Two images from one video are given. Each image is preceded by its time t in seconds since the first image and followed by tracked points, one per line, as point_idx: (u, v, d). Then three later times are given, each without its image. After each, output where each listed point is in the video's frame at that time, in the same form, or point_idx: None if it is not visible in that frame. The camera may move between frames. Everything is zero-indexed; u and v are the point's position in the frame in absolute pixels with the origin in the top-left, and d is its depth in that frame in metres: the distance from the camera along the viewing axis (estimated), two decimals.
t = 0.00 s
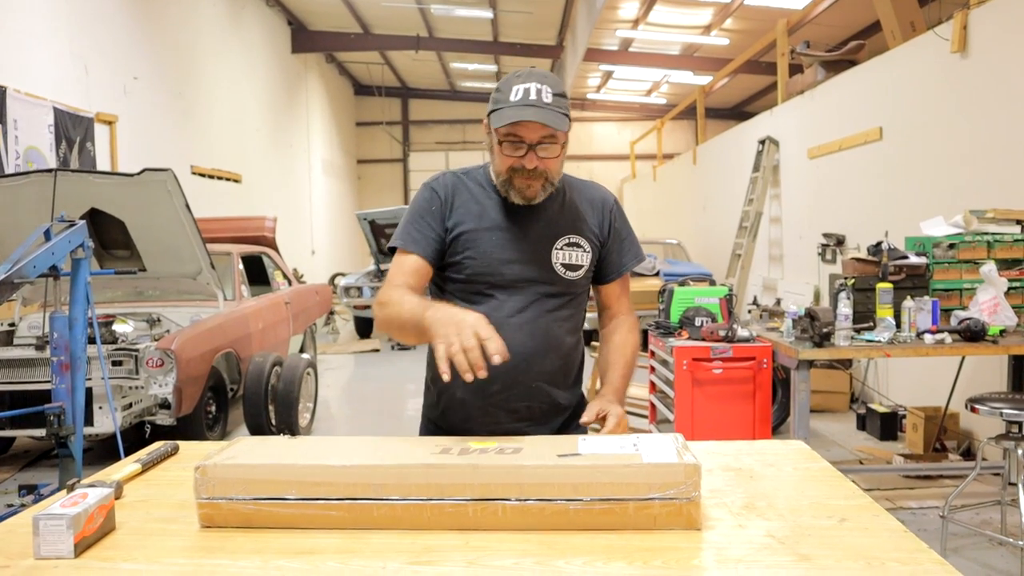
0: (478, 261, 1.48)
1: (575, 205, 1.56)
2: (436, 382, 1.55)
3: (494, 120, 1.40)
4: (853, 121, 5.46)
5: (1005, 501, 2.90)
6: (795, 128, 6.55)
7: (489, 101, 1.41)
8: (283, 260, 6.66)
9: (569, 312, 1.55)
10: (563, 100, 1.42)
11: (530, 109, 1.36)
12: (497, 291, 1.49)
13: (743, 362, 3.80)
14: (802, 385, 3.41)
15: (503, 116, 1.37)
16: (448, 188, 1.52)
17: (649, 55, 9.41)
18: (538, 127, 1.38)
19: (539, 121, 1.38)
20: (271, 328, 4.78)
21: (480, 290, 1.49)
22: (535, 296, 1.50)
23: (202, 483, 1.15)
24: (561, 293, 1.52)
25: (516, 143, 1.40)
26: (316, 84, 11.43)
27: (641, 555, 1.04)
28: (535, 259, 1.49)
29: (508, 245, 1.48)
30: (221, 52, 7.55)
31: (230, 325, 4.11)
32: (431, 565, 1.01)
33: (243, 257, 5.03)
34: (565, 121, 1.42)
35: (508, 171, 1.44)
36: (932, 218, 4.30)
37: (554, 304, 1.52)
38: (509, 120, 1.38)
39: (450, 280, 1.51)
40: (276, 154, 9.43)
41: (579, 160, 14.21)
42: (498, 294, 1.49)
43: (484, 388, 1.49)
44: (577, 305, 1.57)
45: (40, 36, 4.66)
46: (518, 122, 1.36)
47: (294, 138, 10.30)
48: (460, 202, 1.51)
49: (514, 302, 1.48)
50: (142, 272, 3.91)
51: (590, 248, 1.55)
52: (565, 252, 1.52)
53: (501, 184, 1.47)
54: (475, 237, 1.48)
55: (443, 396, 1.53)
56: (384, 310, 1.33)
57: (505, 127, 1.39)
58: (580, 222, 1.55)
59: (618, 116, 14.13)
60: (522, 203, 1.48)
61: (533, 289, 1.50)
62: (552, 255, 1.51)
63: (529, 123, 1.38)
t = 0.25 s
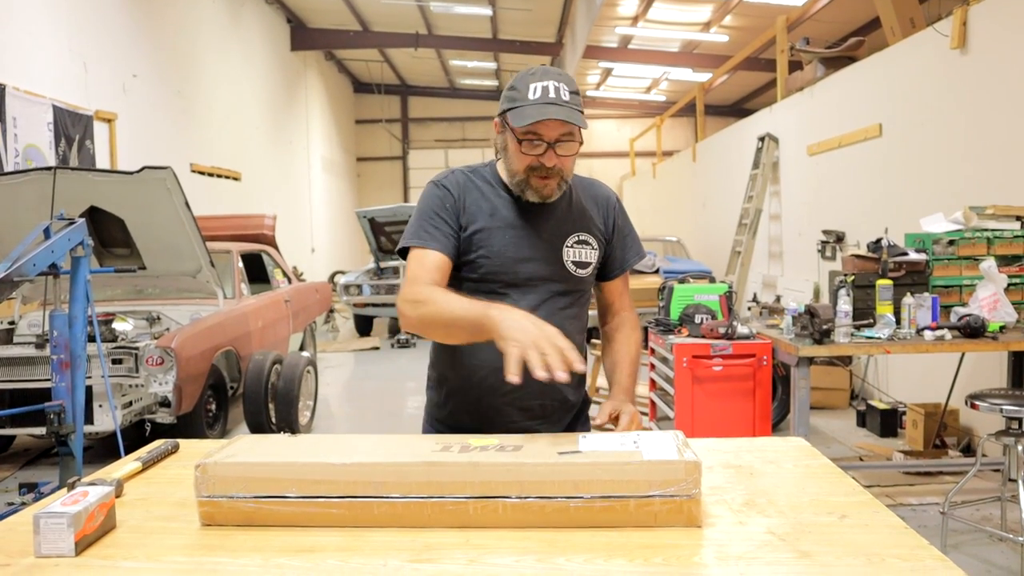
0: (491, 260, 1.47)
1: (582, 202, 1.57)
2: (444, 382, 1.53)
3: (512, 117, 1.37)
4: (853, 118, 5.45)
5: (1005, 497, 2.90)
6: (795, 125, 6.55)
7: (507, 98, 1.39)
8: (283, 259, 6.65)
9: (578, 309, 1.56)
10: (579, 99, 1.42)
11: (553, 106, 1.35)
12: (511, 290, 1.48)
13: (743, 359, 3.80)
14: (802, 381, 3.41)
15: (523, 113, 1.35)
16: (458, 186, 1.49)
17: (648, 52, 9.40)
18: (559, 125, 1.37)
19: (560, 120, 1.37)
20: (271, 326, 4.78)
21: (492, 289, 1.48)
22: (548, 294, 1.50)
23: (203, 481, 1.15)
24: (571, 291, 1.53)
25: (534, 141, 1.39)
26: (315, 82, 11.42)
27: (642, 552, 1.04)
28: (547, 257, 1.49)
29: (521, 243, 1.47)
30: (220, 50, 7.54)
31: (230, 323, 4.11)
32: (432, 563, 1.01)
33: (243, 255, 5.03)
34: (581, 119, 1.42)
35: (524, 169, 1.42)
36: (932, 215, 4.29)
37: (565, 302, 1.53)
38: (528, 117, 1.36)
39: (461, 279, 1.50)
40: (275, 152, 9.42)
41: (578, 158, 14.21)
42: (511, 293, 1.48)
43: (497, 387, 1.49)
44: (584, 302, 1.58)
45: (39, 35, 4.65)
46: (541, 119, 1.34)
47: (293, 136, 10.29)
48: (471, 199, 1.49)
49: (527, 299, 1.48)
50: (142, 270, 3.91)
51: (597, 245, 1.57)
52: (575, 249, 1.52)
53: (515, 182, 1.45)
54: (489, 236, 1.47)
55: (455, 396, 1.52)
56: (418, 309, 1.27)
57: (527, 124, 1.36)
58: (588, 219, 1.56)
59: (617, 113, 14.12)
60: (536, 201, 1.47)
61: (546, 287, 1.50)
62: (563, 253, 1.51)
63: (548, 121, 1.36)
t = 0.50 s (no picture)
0: (495, 264, 1.47)
1: (586, 204, 1.56)
2: (447, 383, 1.55)
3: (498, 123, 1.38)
4: (853, 119, 5.45)
5: (1005, 498, 2.90)
6: (794, 127, 6.55)
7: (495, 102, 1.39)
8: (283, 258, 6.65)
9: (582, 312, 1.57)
10: (569, 102, 1.39)
11: (534, 112, 1.34)
12: (515, 294, 1.49)
13: (742, 360, 3.80)
14: (801, 382, 3.41)
15: (505, 119, 1.35)
16: (462, 188, 1.48)
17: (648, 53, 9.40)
18: (541, 131, 1.35)
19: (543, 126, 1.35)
20: (271, 327, 4.78)
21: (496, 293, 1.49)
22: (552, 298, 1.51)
23: (202, 481, 1.15)
24: (575, 294, 1.54)
25: (519, 146, 1.39)
26: (315, 82, 11.42)
27: (640, 554, 1.04)
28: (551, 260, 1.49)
29: (525, 248, 1.48)
30: (220, 50, 7.54)
31: (229, 323, 4.11)
32: (430, 564, 1.01)
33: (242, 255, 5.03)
34: (570, 124, 1.39)
35: (511, 174, 1.43)
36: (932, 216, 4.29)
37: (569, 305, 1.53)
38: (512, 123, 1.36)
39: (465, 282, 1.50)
40: (275, 152, 9.42)
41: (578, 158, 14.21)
42: (515, 297, 1.49)
43: (500, 390, 1.50)
44: (587, 305, 1.59)
45: (39, 34, 4.65)
46: (520, 126, 1.34)
47: (293, 136, 10.29)
48: (475, 202, 1.48)
49: (531, 303, 1.50)
50: (141, 269, 3.90)
51: (601, 248, 1.56)
52: (579, 253, 1.52)
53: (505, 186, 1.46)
54: (493, 239, 1.47)
55: (458, 398, 1.53)
56: (469, 318, 1.26)
57: (509, 129, 1.37)
58: (592, 221, 1.55)
59: (617, 114, 14.13)
60: (526, 206, 1.47)
61: (550, 291, 1.51)
62: (568, 257, 1.51)
63: (531, 127, 1.35)
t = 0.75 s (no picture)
0: (490, 263, 1.47)
1: (583, 203, 1.55)
2: (447, 382, 1.55)
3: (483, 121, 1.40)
4: (851, 120, 5.46)
5: (1002, 499, 2.90)
6: (793, 128, 6.56)
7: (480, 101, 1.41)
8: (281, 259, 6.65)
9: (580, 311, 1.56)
10: (554, 98, 1.39)
11: (514, 108, 1.35)
12: (510, 293, 1.49)
13: (740, 361, 3.80)
14: (798, 383, 3.40)
15: (488, 116, 1.37)
16: (455, 187, 1.49)
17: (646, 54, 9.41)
18: (523, 128, 1.36)
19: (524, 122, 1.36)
20: (269, 327, 4.78)
21: (491, 292, 1.50)
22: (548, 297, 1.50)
23: (199, 481, 1.15)
24: (573, 293, 1.54)
25: (504, 143, 1.39)
26: (314, 83, 11.42)
27: (637, 554, 1.04)
28: (547, 259, 1.49)
29: (520, 247, 1.48)
30: (219, 50, 7.54)
31: (227, 323, 4.11)
32: (426, 564, 1.01)
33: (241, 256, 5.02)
34: (554, 120, 1.39)
35: (500, 172, 1.43)
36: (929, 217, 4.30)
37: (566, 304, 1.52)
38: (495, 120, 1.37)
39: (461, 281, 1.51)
40: (274, 152, 9.42)
41: (576, 159, 14.22)
42: (511, 296, 1.49)
43: (498, 390, 1.50)
44: (586, 305, 1.58)
45: (37, 34, 4.64)
46: (501, 123, 1.35)
47: (291, 136, 10.28)
48: (470, 201, 1.48)
49: (527, 302, 1.50)
50: (139, 269, 3.90)
51: (600, 246, 1.55)
52: (575, 251, 1.51)
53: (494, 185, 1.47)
54: (488, 239, 1.47)
55: (457, 398, 1.54)
56: (460, 322, 1.28)
57: (493, 128, 1.38)
58: (589, 220, 1.54)
59: (615, 114, 14.15)
60: (516, 205, 1.48)
61: (546, 290, 1.51)
62: (564, 255, 1.50)
63: (513, 123, 1.36)
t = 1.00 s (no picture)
0: (488, 260, 1.48)
1: (587, 204, 1.56)
2: (444, 381, 1.55)
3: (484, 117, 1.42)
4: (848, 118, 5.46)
5: (1000, 496, 2.91)
6: (790, 126, 6.57)
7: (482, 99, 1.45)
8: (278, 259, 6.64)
9: (580, 312, 1.54)
10: (554, 94, 1.42)
11: (513, 101, 1.38)
12: (506, 290, 1.49)
13: (738, 359, 3.81)
14: (796, 381, 3.41)
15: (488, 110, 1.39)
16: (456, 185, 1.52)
17: (643, 53, 9.42)
18: (522, 120, 1.38)
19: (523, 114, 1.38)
20: (267, 328, 4.77)
21: (489, 289, 1.49)
22: (545, 295, 1.49)
23: (197, 481, 1.15)
24: (572, 293, 1.52)
25: (504, 137, 1.41)
26: (311, 83, 11.41)
27: (636, 552, 1.04)
28: (546, 257, 1.49)
29: (518, 245, 1.48)
30: (215, 50, 7.53)
31: (225, 324, 4.11)
32: (426, 563, 1.01)
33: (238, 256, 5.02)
34: (554, 114, 1.41)
35: (499, 167, 1.45)
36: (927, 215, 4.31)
37: (565, 304, 1.51)
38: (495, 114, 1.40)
39: (459, 278, 1.52)
40: (271, 153, 9.41)
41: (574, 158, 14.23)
42: (507, 293, 1.49)
43: (493, 388, 1.49)
44: (587, 306, 1.56)
45: (33, 35, 4.63)
46: (500, 115, 1.38)
47: (289, 136, 10.28)
48: (470, 201, 1.51)
49: (523, 300, 1.48)
50: (137, 270, 3.89)
51: (602, 248, 1.55)
52: (575, 251, 1.51)
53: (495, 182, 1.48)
54: (487, 237, 1.49)
55: (452, 395, 1.53)
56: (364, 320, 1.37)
57: (492, 122, 1.40)
58: (591, 220, 1.55)
59: (613, 113, 14.16)
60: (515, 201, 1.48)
61: (543, 288, 1.49)
62: (563, 255, 1.50)
63: (512, 115, 1.38)
